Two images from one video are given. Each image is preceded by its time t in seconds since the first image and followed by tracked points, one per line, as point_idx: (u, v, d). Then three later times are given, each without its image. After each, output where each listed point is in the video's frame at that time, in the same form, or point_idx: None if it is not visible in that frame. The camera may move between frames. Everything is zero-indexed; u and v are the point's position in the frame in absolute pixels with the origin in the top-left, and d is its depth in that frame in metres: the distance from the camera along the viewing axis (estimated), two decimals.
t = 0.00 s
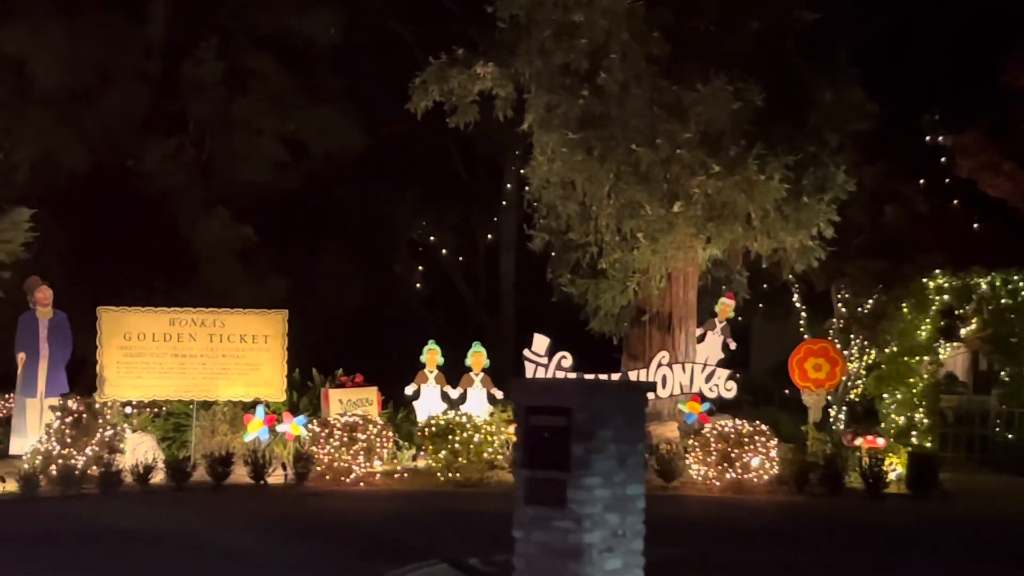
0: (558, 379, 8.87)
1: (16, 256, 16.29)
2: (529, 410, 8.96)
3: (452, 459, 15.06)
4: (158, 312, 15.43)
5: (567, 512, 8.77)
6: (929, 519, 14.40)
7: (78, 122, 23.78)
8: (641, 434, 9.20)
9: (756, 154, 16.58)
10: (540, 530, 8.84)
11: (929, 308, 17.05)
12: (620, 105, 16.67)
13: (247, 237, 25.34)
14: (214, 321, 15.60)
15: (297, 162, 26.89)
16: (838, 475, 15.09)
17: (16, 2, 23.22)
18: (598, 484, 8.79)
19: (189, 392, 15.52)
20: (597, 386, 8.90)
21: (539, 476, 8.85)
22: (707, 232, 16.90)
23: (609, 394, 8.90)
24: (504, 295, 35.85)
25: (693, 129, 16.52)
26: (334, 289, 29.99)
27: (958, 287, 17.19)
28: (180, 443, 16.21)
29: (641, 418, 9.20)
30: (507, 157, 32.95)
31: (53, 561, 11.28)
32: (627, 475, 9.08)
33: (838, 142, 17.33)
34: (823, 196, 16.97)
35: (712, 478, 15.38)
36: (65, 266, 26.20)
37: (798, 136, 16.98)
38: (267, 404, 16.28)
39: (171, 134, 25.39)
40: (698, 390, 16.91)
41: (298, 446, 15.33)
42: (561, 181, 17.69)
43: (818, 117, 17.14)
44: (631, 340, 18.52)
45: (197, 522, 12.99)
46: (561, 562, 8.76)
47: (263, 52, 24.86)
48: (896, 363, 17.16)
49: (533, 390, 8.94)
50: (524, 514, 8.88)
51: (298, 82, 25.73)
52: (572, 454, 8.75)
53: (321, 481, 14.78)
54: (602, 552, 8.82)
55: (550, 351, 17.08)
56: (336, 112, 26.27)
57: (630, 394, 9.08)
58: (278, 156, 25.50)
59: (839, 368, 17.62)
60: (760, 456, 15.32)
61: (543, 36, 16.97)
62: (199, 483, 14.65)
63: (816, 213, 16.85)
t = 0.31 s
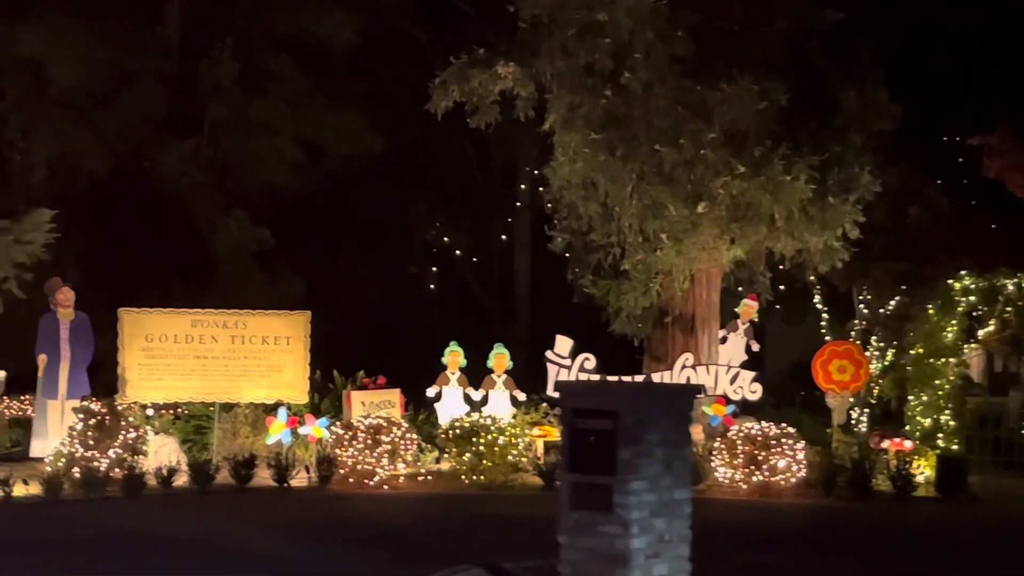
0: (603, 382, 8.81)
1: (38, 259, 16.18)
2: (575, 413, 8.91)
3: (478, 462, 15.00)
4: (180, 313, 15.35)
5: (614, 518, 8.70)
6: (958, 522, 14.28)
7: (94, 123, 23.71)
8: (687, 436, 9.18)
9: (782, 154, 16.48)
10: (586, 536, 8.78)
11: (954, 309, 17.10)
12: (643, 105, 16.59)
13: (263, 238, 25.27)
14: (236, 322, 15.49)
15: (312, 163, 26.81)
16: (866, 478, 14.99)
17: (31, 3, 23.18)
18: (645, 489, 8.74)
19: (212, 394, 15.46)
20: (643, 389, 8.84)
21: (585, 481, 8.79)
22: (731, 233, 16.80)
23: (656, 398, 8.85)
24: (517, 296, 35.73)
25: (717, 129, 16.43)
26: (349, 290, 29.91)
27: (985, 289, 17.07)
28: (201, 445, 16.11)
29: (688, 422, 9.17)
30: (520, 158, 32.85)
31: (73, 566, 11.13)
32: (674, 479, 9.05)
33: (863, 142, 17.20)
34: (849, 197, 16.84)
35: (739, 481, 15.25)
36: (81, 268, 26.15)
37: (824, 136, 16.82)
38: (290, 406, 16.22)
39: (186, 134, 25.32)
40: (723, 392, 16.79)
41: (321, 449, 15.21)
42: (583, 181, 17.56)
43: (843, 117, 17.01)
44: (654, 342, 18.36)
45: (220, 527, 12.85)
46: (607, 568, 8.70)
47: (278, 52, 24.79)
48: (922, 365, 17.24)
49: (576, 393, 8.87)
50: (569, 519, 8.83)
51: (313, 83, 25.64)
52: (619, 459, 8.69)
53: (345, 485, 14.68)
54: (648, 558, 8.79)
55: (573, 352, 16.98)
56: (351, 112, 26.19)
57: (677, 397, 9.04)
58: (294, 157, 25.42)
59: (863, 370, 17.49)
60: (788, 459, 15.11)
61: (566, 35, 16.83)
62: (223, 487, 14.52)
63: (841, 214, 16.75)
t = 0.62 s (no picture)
0: (651, 386, 9.23)
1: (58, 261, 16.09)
2: (620, 416, 9.32)
3: (502, 465, 14.84)
4: (201, 315, 15.24)
5: (662, 523, 9.07)
6: (987, 524, 14.13)
7: (108, 124, 23.63)
8: (735, 443, 9.56)
9: (807, 154, 16.32)
10: (633, 541, 9.16)
11: (981, 310, 16.93)
12: (665, 105, 16.44)
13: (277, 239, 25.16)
14: (258, 324, 15.38)
15: (326, 163, 26.69)
16: (894, 481, 14.86)
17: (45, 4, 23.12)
18: (692, 492, 9.11)
19: (233, 397, 15.33)
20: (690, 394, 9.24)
21: (632, 485, 9.17)
22: (755, 234, 16.64)
23: (703, 403, 9.23)
24: (530, 297, 35.57)
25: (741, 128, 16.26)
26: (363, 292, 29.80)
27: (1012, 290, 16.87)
28: (221, 447, 16.00)
29: (735, 429, 9.55)
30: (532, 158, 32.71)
31: (93, 570, 11.00)
32: (723, 484, 9.42)
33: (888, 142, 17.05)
34: (874, 197, 16.67)
35: (766, 484, 15.06)
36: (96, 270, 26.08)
37: (849, 136, 16.65)
38: (311, 408, 16.09)
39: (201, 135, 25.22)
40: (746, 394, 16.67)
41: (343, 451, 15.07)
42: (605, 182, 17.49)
43: (867, 117, 16.85)
44: (676, 343, 18.21)
45: (236, 532, 12.70)
46: (657, 570, 9.05)
47: (291, 52, 24.67)
48: (948, 367, 17.14)
49: (625, 398, 9.30)
50: (616, 523, 9.20)
51: (326, 83, 25.52)
52: (668, 461, 9.07)
53: (369, 487, 14.55)
54: (697, 562, 9.14)
55: (595, 354, 16.86)
56: (365, 113, 26.06)
57: (725, 404, 9.42)
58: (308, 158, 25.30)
59: (887, 372, 17.36)
60: (815, 462, 14.99)
61: (589, 35, 16.71)
62: (246, 490, 14.40)
63: (866, 214, 16.58)
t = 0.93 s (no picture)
0: (697, 389, 9.45)
1: (76, 262, 15.80)
2: (668, 420, 9.53)
3: (525, 467, 14.71)
4: (222, 316, 15.14)
5: (709, 529, 9.29)
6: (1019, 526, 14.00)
7: (122, 125, 23.52)
8: (779, 448, 9.80)
9: (831, 154, 16.18)
10: (680, 547, 9.36)
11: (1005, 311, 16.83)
12: (686, 105, 16.34)
13: (291, 239, 25.06)
14: (278, 325, 15.28)
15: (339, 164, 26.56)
16: (922, 483, 14.75)
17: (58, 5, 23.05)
18: (740, 495, 9.32)
19: (254, 399, 15.22)
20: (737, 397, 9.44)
21: (679, 489, 9.40)
22: (779, 235, 16.52)
23: (749, 407, 9.46)
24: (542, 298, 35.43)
25: (764, 128, 16.08)
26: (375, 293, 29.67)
27: None
28: (241, 450, 15.90)
29: (779, 433, 9.80)
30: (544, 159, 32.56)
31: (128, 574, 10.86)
32: (766, 489, 9.67)
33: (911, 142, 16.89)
34: (898, 198, 16.55)
35: (791, 487, 14.92)
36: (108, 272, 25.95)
37: (874, 136, 16.50)
38: (333, 410, 15.98)
39: (214, 136, 25.09)
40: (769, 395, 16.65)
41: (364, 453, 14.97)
42: (626, 182, 17.54)
43: (890, 117, 16.72)
44: (697, 345, 18.05)
45: (257, 535, 12.55)
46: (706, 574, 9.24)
47: (304, 53, 24.56)
48: (972, 368, 17.08)
49: (670, 402, 9.52)
50: (663, 528, 9.41)
51: (339, 84, 25.40)
52: (716, 464, 9.29)
53: (391, 490, 14.43)
54: (744, 566, 9.36)
55: (617, 356, 16.80)
56: (378, 114, 25.94)
57: (769, 408, 9.67)
58: (321, 159, 25.18)
59: (910, 373, 17.24)
60: (841, 465, 14.89)
61: (611, 34, 16.63)
62: (268, 493, 14.31)
63: (890, 215, 16.47)
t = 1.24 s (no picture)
0: (751, 393, 9.56)
1: (99, 260, 15.66)
2: (720, 424, 9.66)
3: (551, 470, 14.54)
4: (245, 317, 15.00)
5: (765, 535, 9.41)
6: None
7: (138, 125, 23.40)
8: (833, 453, 9.93)
9: (859, 154, 16.03)
10: (734, 552, 9.50)
11: None
12: (711, 105, 16.18)
13: (307, 240, 24.93)
14: (301, 327, 15.15)
15: (354, 165, 26.43)
16: (953, 486, 14.60)
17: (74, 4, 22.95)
18: (796, 501, 9.44)
19: (277, 401, 15.09)
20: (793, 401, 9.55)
21: (733, 495, 9.54)
22: (805, 235, 16.36)
23: (805, 411, 9.56)
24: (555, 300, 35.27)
25: (791, 127, 15.93)
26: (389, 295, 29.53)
27: None
28: (263, 452, 15.75)
29: (833, 438, 9.92)
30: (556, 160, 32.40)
31: None
32: (821, 494, 9.79)
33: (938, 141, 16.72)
34: (927, 198, 16.41)
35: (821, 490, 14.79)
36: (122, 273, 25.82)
37: (900, 136, 16.36)
38: (357, 412, 15.87)
39: (229, 136, 24.97)
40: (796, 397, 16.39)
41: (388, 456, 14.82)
42: (649, 181, 17.41)
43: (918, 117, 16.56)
44: (720, 346, 17.91)
45: (282, 539, 12.40)
46: None
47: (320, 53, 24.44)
48: (1000, 371, 16.81)
49: (724, 407, 9.63)
50: (717, 534, 9.56)
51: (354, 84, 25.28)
52: (772, 470, 9.41)
53: (416, 493, 14.27)
54: (800, 571, 9.50)
55: (642, 358, 16.63)
56: (393, 114, 25.82)
57: (824, 413, 9.78)
58: (336, 159, 25.05)
59: (938, 375, 17.02)
60: (872, 468, 14.82)
61: (636, 32, 16.56)
62: (292, 495, 14.16)
63: (919, 215, 16.32)
